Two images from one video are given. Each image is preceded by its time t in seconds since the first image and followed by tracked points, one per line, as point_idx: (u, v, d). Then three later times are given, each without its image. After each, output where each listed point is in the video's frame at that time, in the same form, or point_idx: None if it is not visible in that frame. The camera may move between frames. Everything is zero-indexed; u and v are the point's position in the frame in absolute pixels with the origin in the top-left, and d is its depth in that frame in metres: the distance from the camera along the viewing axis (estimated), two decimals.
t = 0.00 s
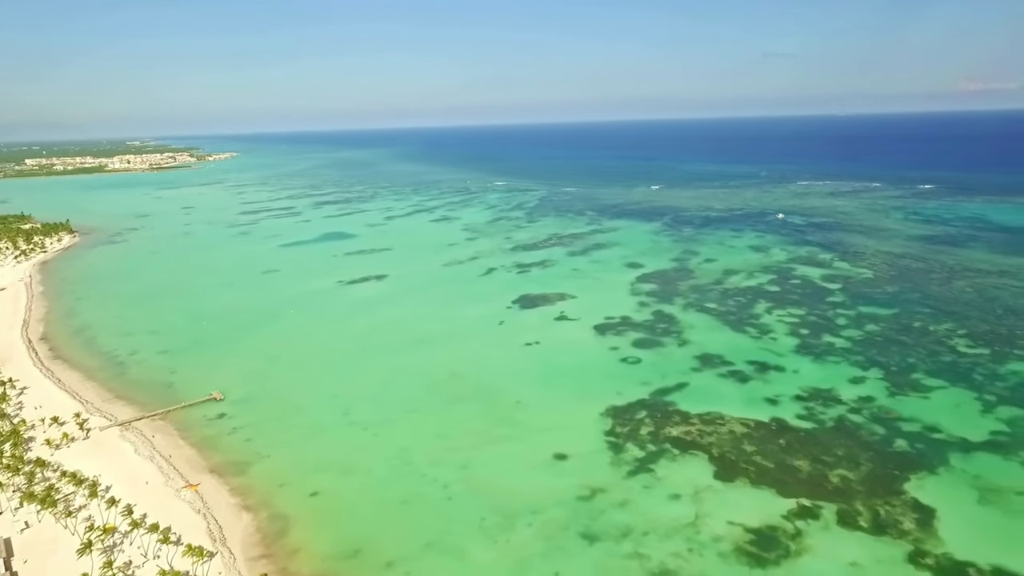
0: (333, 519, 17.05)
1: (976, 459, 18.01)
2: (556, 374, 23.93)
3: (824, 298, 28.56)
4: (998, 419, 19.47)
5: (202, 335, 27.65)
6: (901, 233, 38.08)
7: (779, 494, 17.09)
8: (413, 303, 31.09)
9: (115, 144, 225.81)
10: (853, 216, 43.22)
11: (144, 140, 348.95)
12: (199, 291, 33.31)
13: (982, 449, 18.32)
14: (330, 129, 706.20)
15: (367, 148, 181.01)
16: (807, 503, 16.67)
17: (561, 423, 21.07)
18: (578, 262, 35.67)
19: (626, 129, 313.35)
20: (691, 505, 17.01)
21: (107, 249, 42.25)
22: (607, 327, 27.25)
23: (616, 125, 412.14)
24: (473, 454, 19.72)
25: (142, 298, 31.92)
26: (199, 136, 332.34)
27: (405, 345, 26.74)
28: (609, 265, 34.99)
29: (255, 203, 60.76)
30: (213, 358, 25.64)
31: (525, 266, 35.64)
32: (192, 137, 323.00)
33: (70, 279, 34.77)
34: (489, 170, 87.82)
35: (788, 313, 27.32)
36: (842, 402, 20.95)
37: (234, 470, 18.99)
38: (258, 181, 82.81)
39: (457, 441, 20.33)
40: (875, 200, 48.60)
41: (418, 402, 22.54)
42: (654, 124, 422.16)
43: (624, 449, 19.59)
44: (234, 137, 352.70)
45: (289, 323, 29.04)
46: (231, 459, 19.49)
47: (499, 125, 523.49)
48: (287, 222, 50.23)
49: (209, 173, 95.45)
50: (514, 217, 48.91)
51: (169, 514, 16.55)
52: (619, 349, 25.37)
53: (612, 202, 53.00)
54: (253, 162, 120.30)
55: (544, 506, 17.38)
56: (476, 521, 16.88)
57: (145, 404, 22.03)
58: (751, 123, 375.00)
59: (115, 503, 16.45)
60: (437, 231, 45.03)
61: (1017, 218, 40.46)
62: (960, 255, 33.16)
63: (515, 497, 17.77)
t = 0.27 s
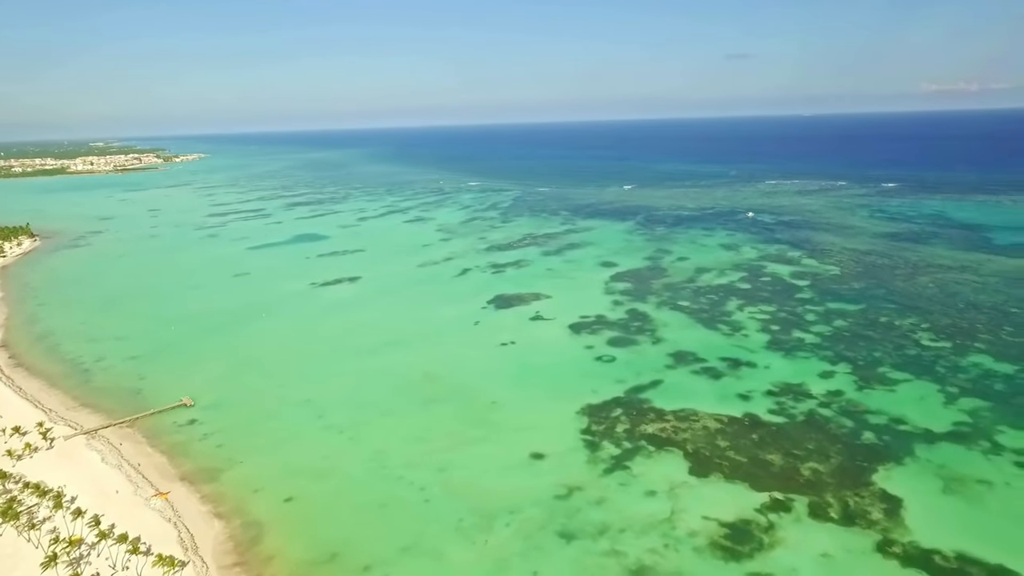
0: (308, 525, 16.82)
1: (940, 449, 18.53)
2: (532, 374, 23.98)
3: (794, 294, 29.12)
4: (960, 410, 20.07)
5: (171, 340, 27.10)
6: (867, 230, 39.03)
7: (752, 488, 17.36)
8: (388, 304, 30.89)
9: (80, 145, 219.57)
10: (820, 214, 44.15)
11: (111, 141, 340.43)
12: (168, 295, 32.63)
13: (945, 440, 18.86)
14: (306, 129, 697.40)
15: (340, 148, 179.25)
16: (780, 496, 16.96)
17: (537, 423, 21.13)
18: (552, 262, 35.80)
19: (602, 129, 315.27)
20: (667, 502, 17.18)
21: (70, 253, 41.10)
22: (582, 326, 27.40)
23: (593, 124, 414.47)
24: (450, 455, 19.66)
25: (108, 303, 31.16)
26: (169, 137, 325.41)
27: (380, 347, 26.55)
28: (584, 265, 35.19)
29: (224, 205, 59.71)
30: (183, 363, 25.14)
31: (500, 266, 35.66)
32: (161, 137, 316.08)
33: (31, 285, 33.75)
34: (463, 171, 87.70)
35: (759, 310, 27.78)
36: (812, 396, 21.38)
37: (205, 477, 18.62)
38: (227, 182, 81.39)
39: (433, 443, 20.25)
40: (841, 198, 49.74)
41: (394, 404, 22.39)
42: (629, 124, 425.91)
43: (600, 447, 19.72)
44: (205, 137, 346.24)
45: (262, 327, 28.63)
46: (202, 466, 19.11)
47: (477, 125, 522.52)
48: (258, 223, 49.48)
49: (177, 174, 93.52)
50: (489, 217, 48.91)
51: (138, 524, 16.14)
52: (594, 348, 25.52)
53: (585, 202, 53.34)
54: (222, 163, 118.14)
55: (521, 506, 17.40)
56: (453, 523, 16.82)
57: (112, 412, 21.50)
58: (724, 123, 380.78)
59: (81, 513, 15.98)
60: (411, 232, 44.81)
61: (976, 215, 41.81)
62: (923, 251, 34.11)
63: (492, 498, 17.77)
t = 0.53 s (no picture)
0: (285, 530, 16.59)
1: (908, 441, 19.00)
2: (509, 374, 23.99)
3: (765, 291, 29.61)
4: (927, 402, 20.60)
5: (140, 346, 26.53)
6: (835, 228, 39.89)
7: (727, 483, 17.58)
8: (363, 306, 30.67)
9: (43, 146, 213.27)
10: (790, 212, 45.00)
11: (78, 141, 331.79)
12: (136, 299, 31.92)
13: (913, 432, 19.33)
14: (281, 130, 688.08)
15: (313, 149, 177.36)
16: (755, 490, 17.22)
17: (515, 422, 21.15)
18: (527, 262, 35.87)
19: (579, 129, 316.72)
20: (645, 498, 17.32)
21: (33, 257, 39.93)
22: (558, 325, 27.49)
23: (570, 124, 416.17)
24: (428, 457, 19.57)
25: (73, 309, 30.35)
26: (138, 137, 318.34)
27: (356, 349, 26.34)
28: (559, 264, 35.31)
29: (193, 207, 58.57)
30: (153, 369, 24.62)
31: (476, 266, 35.61)
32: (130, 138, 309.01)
33: None
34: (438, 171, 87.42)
35: (732, 307, 28.18)
36: (784, 391, 21.74)
37: (177, 484, 18.24)
38: (197, 183, 79.90)
39: (410, 444, 20.14)
40: (810, 197, 50.74)
41: (370, 407, 22.23)
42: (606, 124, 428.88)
43: (578, 446, 19.80)
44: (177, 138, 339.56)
45: (234, 331, 28.19)
46: (174, 473, 18.73)
47: (455, 125, 521.06)
48: (229, 225, 48.67)
49: (145, 176, 91.46)
50: (464, 218, 48.83)
51: (108, 534, 15.73)
52: (570, 347, 25.62)
53: (560, 202, 53.57)
54: (192, 164, 115.90)
55: (500, 505, 17.40)
56: (432, 524, 16.74)
57: (79, 420, 20.96)
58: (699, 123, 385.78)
59: (48, 524, 15.50)
60: (385, 233, 44.51)
61: (939, 212, 43.01)
62: (889, 248, 34.99)
63: (471, 498, 17.72)
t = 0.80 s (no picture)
0: (264, 535, 16.37)
1: (882, 434, 19.37)
2: (489, 374, 23.98)
3: (742, 289, 29.99)
4: (899, 396, 21.03)
5: (113, 350, 26.04)
6: (809, 226, 40.56)
7: (707, 479, 17.76)
8: (342, 307, 30.44)
9: (10, 147, 207.76)
10: (766, 211, 45.65)
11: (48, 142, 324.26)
12: (108, 303, 31.30)
13: (886, 426, 19.72)
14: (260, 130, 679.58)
15: (290, 149, 175.62)
16: (733, 486, 17.42)
17: (496, 423, 21.15)
18: (507, 262, 35.87)
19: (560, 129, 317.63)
20: (626, 496, 17.43)
21: None
22: (538, 325, 27.55)
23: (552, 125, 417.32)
24: (409, 458, 19.47)
25: (42, 313, 29.67)
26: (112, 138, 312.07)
27: (335, 351, 26.12)
28: (539, 264, 35.39)
29: (167, 208, 57.57)
30: (126, 374, 24.17)
31: (455, 267, 35.54)
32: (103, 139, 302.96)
33: None
34: (417, 171, 87.10)
35: (710, 305, 28.49)
36: (762, 388, 22.04)
37: (153, 491, 17.91)
38: (170, 185, 78.56)
39: (391, 446, 20.03)
40: (785, 196, 51.54)
41: (350, 409, 22.07)
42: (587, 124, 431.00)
43: (559, 445, 19.87)
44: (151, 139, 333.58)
45: (211, 334, 27.78)
46: (150, 480, 18.38)
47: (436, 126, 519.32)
48: (203, 227, 47.96)
49: (116, 177, 89.63)
50: (443, 218, 48.70)
51: (81, 543, 15.37)
52: (551, 347, 25.69)
53: (539, 201, 53.72)
54: (166, 166, 113.88)
55: (482, 506, 17.37)
56: (414, 526, 16.66)
57: (49, 428, 20.48)
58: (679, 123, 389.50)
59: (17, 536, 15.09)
60: (363, 234, 44.21)
61: (909, 210, 43.98)
62: (861, 245, 35.68)
63: (452, 500, 17.66)
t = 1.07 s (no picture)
0: (245, 540, 16.16)
1: (859, 429, 19.69)
2: (472, 375, 23.95)
3: (722, 287, 30.30)
4: (875, 391, 21.40)
5: (88, 355, 25.55)
6: (787, 224, 41.14)
7: (689, 476, 17.91)
8: (323, 309, 30.20)
9: None
10: (744, 210, 46.21)
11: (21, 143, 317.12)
12: (82, 307, 30.69)
13: (863, 420, 20.05)
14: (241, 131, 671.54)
15: (268, 150, 173.78)
16: (715, 482, 17.57)
17: (479, 423, 21.13)
18: (488, 262, 35.86)
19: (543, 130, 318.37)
20: (609, 494, 17.50)
21: None
22: (521, 325, 27.58)
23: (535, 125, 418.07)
24: (392, 460, 19.37)
25: (14, 318, 29.01)
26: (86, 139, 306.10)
27: (316, 354, 25.90)
28: (520, 264, 35.43)
29: (142, 210, 56.60)
30: (102, 379, 23.72)
31: (437, 268, 35.45)
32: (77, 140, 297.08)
33: None
34: (398, 172, 86.70)
35: (690, 303, 28.75)
36: (742, 385, 22.29)
37: (130, 498, 17.57)
38: (145, 186, 77.24)
39: (374, 448, 19.91)
40: (763, 195, 52.22)
41: (332, 411, 21.89)
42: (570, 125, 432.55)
43: (542, 444, 19.90)
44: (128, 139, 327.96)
45: (189, 338, 27.37)
46: (127, 486, 18.04)
47: (419, 126, 517.39)
48: (180, 229, 47.24)
49: (89, 179, 87.91)
50: (424, 218, 48.55)
51: (55, 553, 15.01)
52: (533, 346, 25.73)
53: (520, 202, 53.78)
54: (141, 167, 111.90)
55: (466, 507, 17.33)
56: (397, 528, 16.55)
57: (22, 435, 20.01)
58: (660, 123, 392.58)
59: None
60: (344, 235, 43.89)
61: (883, 208, 44.82)
62: (838, 243, 36.28)
63: (436, 501, 17.59)
